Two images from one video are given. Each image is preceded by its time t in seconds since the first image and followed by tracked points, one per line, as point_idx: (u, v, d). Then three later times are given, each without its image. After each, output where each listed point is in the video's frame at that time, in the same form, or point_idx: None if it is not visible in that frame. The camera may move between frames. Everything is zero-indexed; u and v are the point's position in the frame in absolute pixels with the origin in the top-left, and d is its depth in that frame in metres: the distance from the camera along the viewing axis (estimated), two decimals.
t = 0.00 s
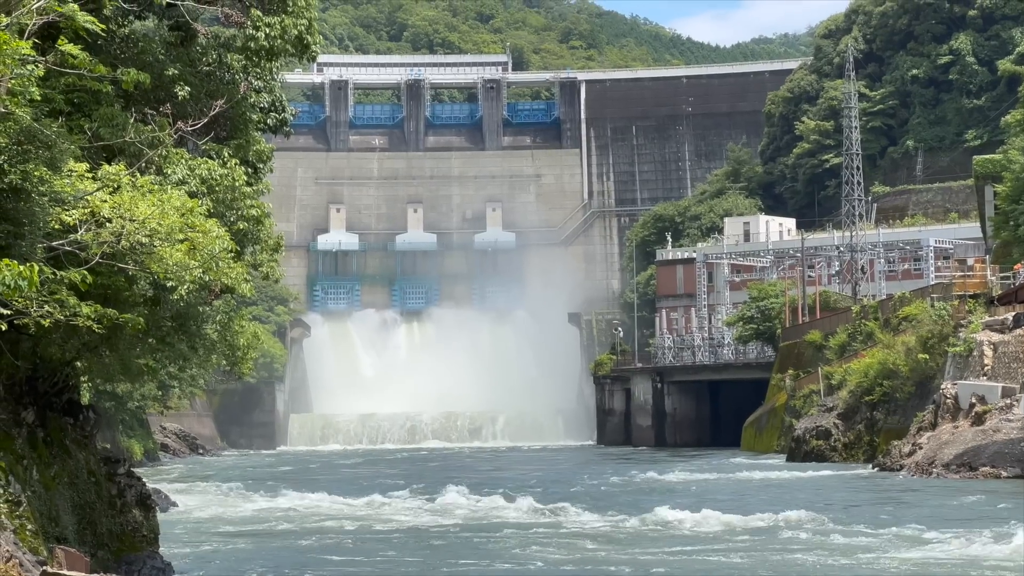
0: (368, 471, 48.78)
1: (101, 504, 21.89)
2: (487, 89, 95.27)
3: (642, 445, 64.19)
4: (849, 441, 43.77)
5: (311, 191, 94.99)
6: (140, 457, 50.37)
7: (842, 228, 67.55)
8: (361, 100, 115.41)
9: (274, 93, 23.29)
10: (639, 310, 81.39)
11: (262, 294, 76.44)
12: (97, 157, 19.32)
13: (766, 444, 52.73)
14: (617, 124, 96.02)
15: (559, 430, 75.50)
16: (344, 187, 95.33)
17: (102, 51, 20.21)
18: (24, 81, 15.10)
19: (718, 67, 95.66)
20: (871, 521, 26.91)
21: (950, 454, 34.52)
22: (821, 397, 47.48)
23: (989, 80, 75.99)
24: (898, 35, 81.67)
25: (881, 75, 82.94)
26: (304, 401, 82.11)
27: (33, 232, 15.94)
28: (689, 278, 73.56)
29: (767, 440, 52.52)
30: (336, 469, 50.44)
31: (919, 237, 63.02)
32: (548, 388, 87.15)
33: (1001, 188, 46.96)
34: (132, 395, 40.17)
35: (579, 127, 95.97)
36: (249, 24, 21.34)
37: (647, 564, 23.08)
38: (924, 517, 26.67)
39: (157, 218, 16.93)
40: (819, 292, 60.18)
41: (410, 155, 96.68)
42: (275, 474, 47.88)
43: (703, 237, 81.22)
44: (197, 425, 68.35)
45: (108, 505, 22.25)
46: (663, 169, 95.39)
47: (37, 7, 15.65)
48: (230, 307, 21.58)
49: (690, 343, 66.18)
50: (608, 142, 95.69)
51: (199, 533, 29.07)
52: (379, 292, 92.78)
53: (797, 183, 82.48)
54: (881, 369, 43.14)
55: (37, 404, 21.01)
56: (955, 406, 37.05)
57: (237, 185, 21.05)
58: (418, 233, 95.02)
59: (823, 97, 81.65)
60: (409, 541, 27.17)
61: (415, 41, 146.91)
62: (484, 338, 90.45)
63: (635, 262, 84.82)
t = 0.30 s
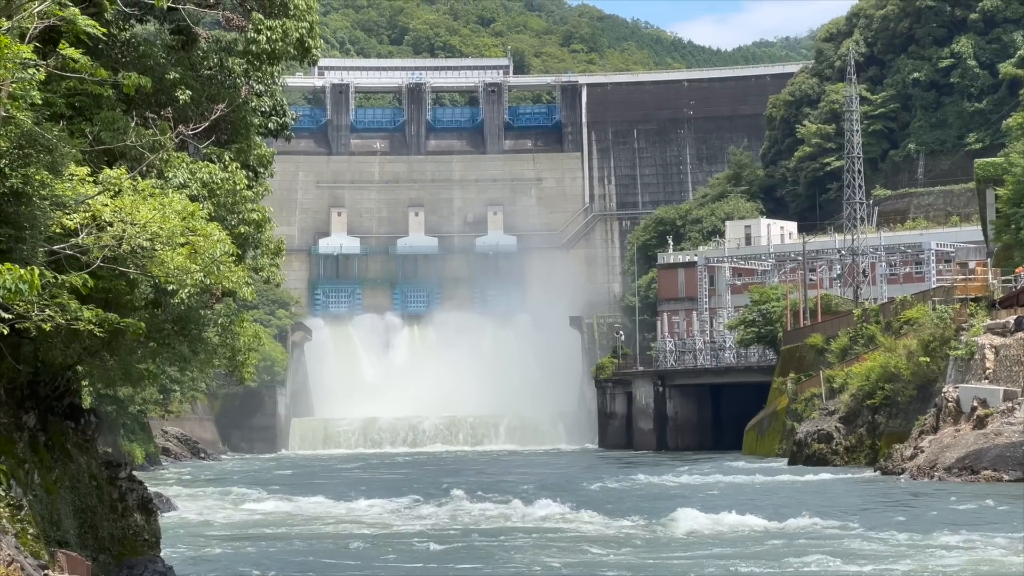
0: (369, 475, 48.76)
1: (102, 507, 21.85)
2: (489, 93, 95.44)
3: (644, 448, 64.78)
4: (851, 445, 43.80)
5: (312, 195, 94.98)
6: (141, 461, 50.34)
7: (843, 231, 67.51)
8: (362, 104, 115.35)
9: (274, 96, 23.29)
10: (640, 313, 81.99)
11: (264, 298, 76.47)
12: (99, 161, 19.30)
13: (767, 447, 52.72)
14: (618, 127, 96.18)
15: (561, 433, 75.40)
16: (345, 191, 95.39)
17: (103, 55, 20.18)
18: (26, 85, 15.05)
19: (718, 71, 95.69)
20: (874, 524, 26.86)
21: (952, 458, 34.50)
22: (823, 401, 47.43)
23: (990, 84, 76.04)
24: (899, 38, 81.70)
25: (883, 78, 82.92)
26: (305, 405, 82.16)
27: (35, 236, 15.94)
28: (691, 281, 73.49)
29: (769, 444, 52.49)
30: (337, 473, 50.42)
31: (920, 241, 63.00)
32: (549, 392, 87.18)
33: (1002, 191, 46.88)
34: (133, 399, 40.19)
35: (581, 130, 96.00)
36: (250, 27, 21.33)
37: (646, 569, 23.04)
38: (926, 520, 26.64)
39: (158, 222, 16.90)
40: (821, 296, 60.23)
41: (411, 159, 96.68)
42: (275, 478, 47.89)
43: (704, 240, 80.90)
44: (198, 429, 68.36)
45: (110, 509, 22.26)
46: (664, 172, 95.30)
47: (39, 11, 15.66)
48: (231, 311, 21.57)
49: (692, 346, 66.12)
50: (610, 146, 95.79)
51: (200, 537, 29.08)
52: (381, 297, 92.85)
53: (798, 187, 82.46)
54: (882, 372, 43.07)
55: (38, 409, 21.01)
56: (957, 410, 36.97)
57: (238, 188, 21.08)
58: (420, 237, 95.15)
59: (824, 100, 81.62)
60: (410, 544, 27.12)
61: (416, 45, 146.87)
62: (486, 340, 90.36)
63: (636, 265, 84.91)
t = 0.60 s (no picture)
0: (371, 477, 48.78)
1: (103, 510, 21.88)
2: (490, 95, 95.39)
3: (645, 451, 64.67)
4: (851, 447, 43.65)
5: (313, 198, 95.10)
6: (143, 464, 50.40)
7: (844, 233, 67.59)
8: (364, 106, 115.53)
9: (275, 99, 23.33)
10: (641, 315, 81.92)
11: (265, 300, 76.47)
12: (100, 163, 19.32)
13: (768, 450, 52.68)
14: (619, 130, 96.17)
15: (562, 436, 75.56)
16: (347, 193, 95.52)
17: (104, 57, 20.18)
18: (26, 87, 15.04)
19: (720, 73, 95.75)
20: (876, 526, 26.88)
21: (954, 460, 34.49)
22: (823, 403, 47.46)
23: (991, 86, 76.07)
24: (900, 41, 81.76)
25: (884, 80, 82.95)
26: (307, 407, 82.22)
27: (36, 239, 15.91)
28: (692, 283, 73.57)
29: (770, 446, 52.51)
30: (338, 476, 50.46)
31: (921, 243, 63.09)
32: (551, 392, 87.24)
33: (1003, 193, 46.91)
34: (135, 401, 40.25)
35: (582, 133, 96.11)
36: (252, 30, 21.31)
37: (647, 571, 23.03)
38: (928, 522, 26.66)
39: (160, 225, 16.89)
40: (822, 298, 60.33)
41: (412, 161, 96.82)
42: (277, 481, 47.93)
43: (705, 242, 80.93)
44: (200, 432, 68.15)
45: (111, 512, 22.27)
46: (665, 175, 95.36)
47: (39, 13, 15.69)
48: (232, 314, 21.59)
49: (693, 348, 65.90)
50: (611, 148, 95.70)
51: (203, 539, 29.13)
52: (382, 299, 92.45)
53: (800, 189, 82.47)
54: (884, 374, 43.07)
55: (39, 412, 21.03)
56: (959, 412, 37.02)
57: (238, 191, 21.11)
58: (421, 240, 95.25)
59: (825, 102, 81.63)
60: (411, 547, 27.14)
61: (417, 47, 146.92)
62: (488, 343, 90.49)
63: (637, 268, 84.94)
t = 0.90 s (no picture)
0: (373, 479, 48.80)
1: (105, 512, 21.89)
2: (492, 97, 95.32)
3: (646, 452, 64.68)
4: (853, 449, 43.63)
5: (315, 200, 95.26)
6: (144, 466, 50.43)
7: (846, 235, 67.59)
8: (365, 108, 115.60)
9: (277, 101, 23.31)
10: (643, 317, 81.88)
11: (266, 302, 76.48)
12: (102, 165, 19.37)
13: (770, 451, 52.66)
14: (620, 131, 96.08)
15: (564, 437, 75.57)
16: (348, 196, 95.58)
17: (105, 60, 20.22)
18: (28, 89, 15.08)
19: (721, 75, 95.67)
20: (878, 528, 26.85)
21: (955, 461, 34.49)
22: (824, 405, 47.45)
23: (992, 87, 76.04)
24: (902, 42, 81.79)
25: (885, 82, 82.94)
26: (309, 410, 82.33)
27: (37, 241, 15.91)
28: (693, 286, 73.69)
29: (771, 448, 52.56)
30: (340, 478, 50.46)
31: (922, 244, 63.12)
32: (553, 392, 87.31)
33: (1005, 195, 46.90)
34: (136, 403, 40.31)
35: (584, 134, 95.97)
36: (253, 31, 21.21)
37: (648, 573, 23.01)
38: (929, 524, 26.65)
39: (161, 227, 16.90)
40: (823, 300, 60.48)
41: (413, 163, 96.88)
42: (278, 483, 47.95)
43: (707, 244, 80.98)
44: (201, 434, 68.32)
45: (112, 514, 22.29)
46: (666, 177, 95.49)
47: (41, 17, 15.75)
48: (233, 316, 21.58)
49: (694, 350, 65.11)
50: (612, 150, 95.60)
51: (205, 542, 29.11)
52: (383, 301, 92.97)
53: (801, 191, 82.46)
54: (885, 376, 43.01)
55: (41, 414, 21.04)
56: (960, 413, 37.06)
57: (239, 193, 21.09)
58: (422, 241, 95.03)
59: (827, 104, 81.57)
60: (412, 549, 27.10)
61: (418, 49, 146.95)
62: (489, 345, 90.60)
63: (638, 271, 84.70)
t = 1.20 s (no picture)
0: (374, 482, 48.73)
1: (106, 514, 21.93)
2: (493, 99, 95.18)
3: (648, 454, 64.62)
4: (855, 451, 43.65)
5: (316, 202, 95.18)
6: (146, 468, 50.42)
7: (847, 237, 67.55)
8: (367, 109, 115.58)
9: (279, 103, 23.25)
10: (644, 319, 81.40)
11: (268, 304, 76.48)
12: (104, 168, 19.39)
13: (772, 453, 52.63)
14: (622, 133, 95.96)
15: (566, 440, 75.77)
16: (350, 197, 95.53)
17: (107, 62, 20.28)
18: (31, 92, 15.14)
19: (723, 76, 95.53)
20: (879, 531, 26.79)
21: (956, 463, 34.49)
22: (826, 407, 47.41)
23: (994, 89, 75.91)
24: (904, 44, 81.80)
25: (887, 83, 82.91)
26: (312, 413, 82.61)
27: (38, 243, 15.94)
28: (695, 287, 73.71)
29: (773, 450, 52.54)
30: (341, 480, 50.46)
31: (924, 246, 63.14)
32: (554, 395, 87.62)
33: (1006, 197, 46.86)
34: (138, 405, 40.29)
35: (585, 136, 95.85)
36: (254, 34, 21.26)
37: None
38: (930, 526, 26.61)
39: (162, 229, 16.90)
40: (825, 302, 60.48)
41: (415, 165, 96.85)
42: (280, 485, 47.91)
43: (709, 246, 80.92)
44: (202, 436, 68.37)
45: (114, 516, 22.32)
46: (668, 179, 95.39)
47: (43, 18, 15.73)
48: (234, 319, 21.55)
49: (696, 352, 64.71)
50: (614, 152, 95.52)
51: (205, 544, 29.09)
52: (383, 302, 92.86)
53: (803, 193, 82.42)
54: (887, 378, 42.95)
55: (42, 415, 21.05)
56: (962, 415, 37.06)
57: (241, 195, 21.07)
58: (423, 243, 94.80)
59: (829, 106, 81.54)
60: (412, 551, 27.06)
61: (420, 51, 146.95)
62: (490, 348, 90.87)
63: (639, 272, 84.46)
